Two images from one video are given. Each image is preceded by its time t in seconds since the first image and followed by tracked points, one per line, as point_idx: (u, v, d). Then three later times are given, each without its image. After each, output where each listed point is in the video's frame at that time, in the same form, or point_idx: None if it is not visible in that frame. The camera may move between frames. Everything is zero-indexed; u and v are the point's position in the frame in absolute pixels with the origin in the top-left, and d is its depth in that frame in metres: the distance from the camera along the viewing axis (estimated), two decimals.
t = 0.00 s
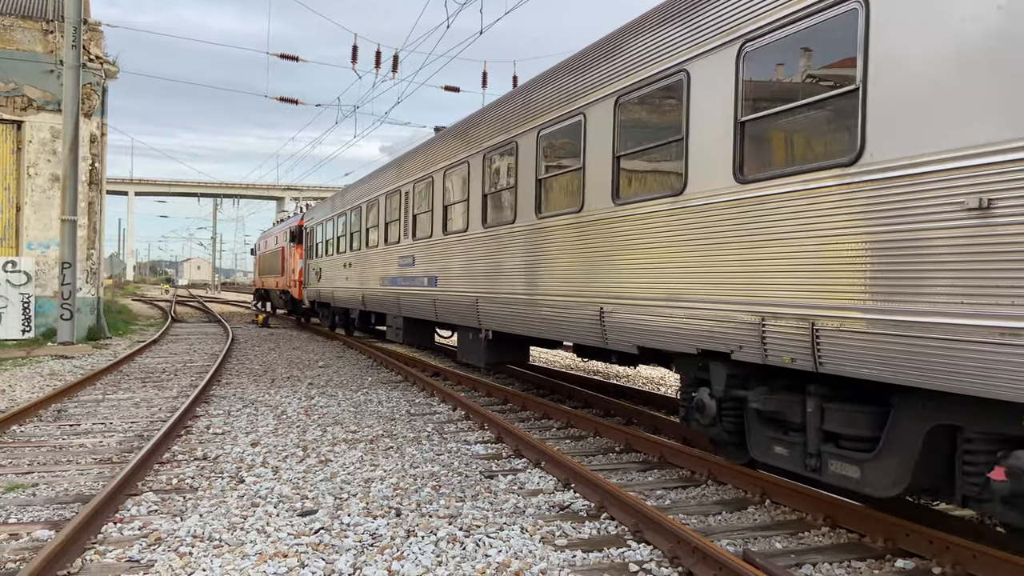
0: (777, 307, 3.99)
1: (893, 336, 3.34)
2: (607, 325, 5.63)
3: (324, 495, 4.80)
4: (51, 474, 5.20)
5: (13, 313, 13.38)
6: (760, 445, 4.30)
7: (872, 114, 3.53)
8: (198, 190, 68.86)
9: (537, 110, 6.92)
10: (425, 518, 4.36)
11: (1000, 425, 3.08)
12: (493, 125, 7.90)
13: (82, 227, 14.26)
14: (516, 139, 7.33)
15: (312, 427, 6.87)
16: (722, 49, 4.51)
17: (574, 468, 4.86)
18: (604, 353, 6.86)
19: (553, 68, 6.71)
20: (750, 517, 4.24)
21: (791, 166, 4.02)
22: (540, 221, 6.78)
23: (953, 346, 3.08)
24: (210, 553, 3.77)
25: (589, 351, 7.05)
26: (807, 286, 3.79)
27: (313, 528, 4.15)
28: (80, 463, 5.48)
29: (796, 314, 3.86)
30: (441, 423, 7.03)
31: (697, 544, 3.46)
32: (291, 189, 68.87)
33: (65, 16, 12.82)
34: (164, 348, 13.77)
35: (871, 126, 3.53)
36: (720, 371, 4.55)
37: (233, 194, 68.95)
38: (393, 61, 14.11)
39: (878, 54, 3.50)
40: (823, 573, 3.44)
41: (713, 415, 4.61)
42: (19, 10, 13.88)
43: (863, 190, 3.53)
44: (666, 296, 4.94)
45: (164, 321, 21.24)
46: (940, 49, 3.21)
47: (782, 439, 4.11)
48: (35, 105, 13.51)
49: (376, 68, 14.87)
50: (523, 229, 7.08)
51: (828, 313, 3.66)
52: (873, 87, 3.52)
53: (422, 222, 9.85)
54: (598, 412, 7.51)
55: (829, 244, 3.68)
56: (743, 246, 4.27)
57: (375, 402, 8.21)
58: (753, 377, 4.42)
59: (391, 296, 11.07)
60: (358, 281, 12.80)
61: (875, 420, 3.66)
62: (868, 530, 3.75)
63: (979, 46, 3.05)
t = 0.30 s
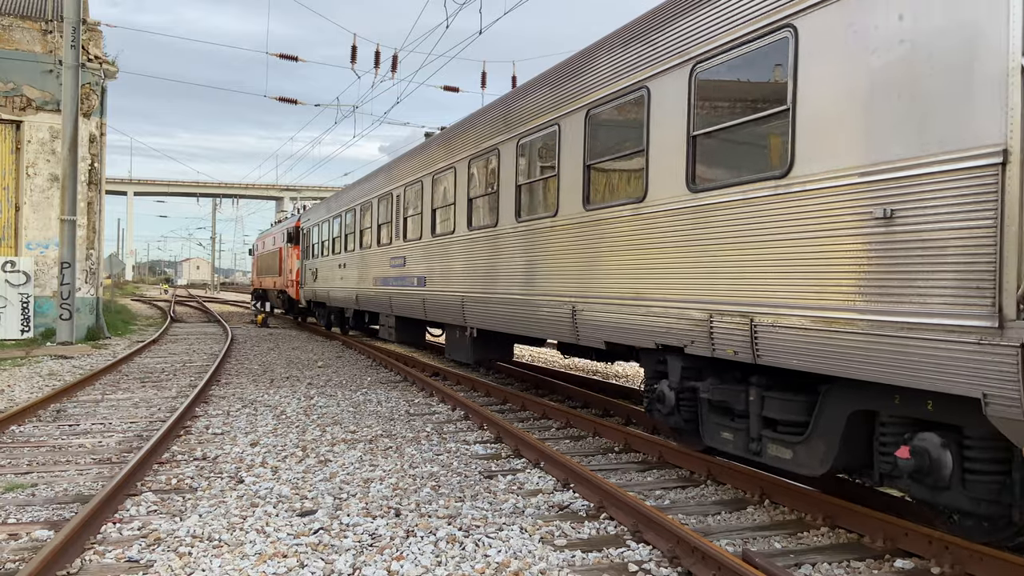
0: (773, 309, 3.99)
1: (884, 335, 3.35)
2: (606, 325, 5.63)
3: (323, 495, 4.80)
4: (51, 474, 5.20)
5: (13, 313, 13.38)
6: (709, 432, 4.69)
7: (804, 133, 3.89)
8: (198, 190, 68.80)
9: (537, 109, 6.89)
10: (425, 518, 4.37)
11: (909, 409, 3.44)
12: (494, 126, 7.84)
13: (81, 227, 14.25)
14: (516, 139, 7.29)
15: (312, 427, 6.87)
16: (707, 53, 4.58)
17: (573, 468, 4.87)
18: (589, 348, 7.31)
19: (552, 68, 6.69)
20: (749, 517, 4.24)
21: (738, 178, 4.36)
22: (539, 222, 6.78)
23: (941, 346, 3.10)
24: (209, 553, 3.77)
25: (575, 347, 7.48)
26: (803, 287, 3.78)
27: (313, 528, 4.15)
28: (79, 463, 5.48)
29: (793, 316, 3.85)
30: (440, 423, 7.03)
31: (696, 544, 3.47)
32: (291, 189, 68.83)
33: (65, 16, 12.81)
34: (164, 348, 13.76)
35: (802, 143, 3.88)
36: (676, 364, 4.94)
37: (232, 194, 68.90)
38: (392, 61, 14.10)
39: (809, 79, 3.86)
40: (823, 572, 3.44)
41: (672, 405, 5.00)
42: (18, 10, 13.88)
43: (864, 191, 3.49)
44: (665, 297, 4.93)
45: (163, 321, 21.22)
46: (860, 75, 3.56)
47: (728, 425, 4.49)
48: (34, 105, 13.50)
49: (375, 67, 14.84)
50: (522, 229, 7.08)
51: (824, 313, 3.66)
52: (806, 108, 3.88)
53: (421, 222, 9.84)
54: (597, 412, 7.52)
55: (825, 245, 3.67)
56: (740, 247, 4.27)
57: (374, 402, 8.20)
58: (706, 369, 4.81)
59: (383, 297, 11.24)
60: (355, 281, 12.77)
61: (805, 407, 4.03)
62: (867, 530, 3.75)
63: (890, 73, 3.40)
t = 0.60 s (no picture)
0: (772, 309, 3.99)
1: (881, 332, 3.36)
2: (604, 325, 5.63)
3: (323, 495, 4.80)
4: (50, 474, 5.19)
5: (11, 313, 13.38)
6: (670, 420, 5.12)
7: (750, 147, 4.27)
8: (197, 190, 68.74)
9: (537, 109, 6.87)
10: (424, 518, 4.37)
11: (837, 398, 3.88)
12: (494, 125, 7.79)
13: (80, 227, 14.24)
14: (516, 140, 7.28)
15: (311, 427, 6.87)
16: (675, 67, 4.88)
17: (572, 468, 4.87)
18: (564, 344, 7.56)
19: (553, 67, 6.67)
20: (749, 517, 4.24)
21: (694, 184, 4.73)
22: (538, 222, 6.78)
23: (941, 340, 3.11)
24: (209, 553, 3.77)
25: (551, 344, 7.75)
26: (794, 288, 3.84)
27: (312, 528, 4.15)
28: (78, 463, 5.48)
29: (793, 316, 3.85)
30: (439, 423, 7.02)
31: (695, 544, 3.47)
32: (290, 189, 68.74)
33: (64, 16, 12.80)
34: (163, 348, 13.74)
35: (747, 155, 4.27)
36: (641, 358, 5.41)
37: (232, 194, 68.85)
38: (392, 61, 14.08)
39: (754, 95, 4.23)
40: (822, 573, 3.44)
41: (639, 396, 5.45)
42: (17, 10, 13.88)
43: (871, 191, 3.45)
44: (664, 298, 4.92)
45: (162, 321, 21.20)
46: (798, 94, 3.94)
47: (686, 414, 4.93)
48: (33, 105, 13.49)
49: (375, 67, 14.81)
50: (521, 229, 7.08)
51: (824, 311, 3.65)
52: (754, 122, 4.25)
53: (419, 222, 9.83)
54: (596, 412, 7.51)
55: (822, 245, 3.68)
56: (739, 247, 4.26)
57: (374, 402, 8.19)
58: (666, 362, 5.24)
59: (376, 295, 11.42)
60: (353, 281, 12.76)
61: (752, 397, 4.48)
62: (866, 530, 3.76)
63: (820, 96, 3.80)
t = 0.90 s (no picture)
0: (771, 310, 3.98)
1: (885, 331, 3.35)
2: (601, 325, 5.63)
3: (322, 495, 4.80)
4: (49, 474, 5.19)
5: (11, 313, 13.38)
6: (638, 410, 5.50)
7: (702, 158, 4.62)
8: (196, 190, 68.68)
9: (535, 109, 6.87)
10: (424, 518, 4.36)
11: (783, 386, 4.17)
12: (494, 124, 7.76)
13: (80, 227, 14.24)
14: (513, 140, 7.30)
15: (311, 427, 6.86)
16: (642, 81, 5.23)
17: (572, 468, 4.86)
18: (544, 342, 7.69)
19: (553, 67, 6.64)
20: (748, 517, 4.24)
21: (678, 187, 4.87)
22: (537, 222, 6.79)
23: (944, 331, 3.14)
24: (208, 553, 3.76)
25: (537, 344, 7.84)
26: (794, 288, 3.83)
27: (311, 528, 4.15)
28: (78, 463, 5.48)
29: (792, 318, 3.83)
30: (439, 423, 7.03)
31: (695, 544, 3.46)
32: (290, 189, 68.68)
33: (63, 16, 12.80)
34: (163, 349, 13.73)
35: (701, 164, 4.62)
36: (610, 353, 5.75)
37: (231, 194, 68.80)
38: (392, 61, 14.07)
39: (706, 110, 4.59)
40: (822, 573, 3.43)
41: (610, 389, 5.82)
42: (17, 10, 13.88)
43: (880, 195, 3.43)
44: (661, 298, 4.92)
45: (162, 321, 21.20)
46: (742, 110, 4.31)
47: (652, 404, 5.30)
48: (32, 105, 13.49)
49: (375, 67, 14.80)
50: (520, 229, 7.08)
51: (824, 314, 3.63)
52: (706, 136, 4.60)
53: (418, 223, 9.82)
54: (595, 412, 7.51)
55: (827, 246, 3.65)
56: (738, 248, 4.24)
57: (374, 402, 8.19)
58: (633, 356, 5.60)
59: (370, 294, 11.56)
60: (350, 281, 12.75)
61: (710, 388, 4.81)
62: (866, 530, 3.76)
63: (758, 112, 4.18)
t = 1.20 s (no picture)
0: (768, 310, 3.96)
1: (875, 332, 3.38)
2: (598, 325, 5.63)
3: (322, 495, 4.80)
4: (49, 474, 5.19)
5: (11, 313, 13.38)
6: (611, 403, 5.80)
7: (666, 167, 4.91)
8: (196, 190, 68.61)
9: (535, 109, 6.87)
10: (423, 518, 4.36)
11: (737, 379, 4.40)
12: (492, 124, 7.75)
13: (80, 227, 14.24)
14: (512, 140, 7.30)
15: (310, 427, 6.86)
16: (613, 92, 5.52)
17: (572, 468, 4.85)
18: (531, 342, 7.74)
19: (554, 67, 6.59)
20: (748, 517, 4.24)
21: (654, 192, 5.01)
22: (535, 222, 6.79)
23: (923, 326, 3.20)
24: (208, 553, 3.76)
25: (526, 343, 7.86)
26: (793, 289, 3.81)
27: (311, 528, 4.15)
28: (77, 463, 5.48)
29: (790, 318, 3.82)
30: (438, 423, 7.03)
31: (695, 544, 3.46)
32: (289, 189, 68.61)
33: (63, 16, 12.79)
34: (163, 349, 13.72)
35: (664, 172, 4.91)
36: (587, 349, 6.04)
37: (231, 194, 68.73)
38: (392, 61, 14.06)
39: (668, 123, 4.90)
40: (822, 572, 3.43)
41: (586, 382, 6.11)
42: (17, 10, 13.88)
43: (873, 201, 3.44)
44: (659, 299, 4.90)
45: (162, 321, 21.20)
46: (699, 122, 4.61)
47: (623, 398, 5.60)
48: (32, 105, 13.49)
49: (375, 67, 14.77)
50: (519, 229, 7.08)
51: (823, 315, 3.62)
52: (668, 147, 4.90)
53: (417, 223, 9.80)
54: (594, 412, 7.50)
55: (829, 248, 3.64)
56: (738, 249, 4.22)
57: (373, 402, 8.18)
58: (608, 352, 5.89)
59: (366, 294, 11.56)
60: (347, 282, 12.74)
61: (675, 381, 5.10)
62: (866, 530, 3.76)
63: (712, 125, 4.49)
